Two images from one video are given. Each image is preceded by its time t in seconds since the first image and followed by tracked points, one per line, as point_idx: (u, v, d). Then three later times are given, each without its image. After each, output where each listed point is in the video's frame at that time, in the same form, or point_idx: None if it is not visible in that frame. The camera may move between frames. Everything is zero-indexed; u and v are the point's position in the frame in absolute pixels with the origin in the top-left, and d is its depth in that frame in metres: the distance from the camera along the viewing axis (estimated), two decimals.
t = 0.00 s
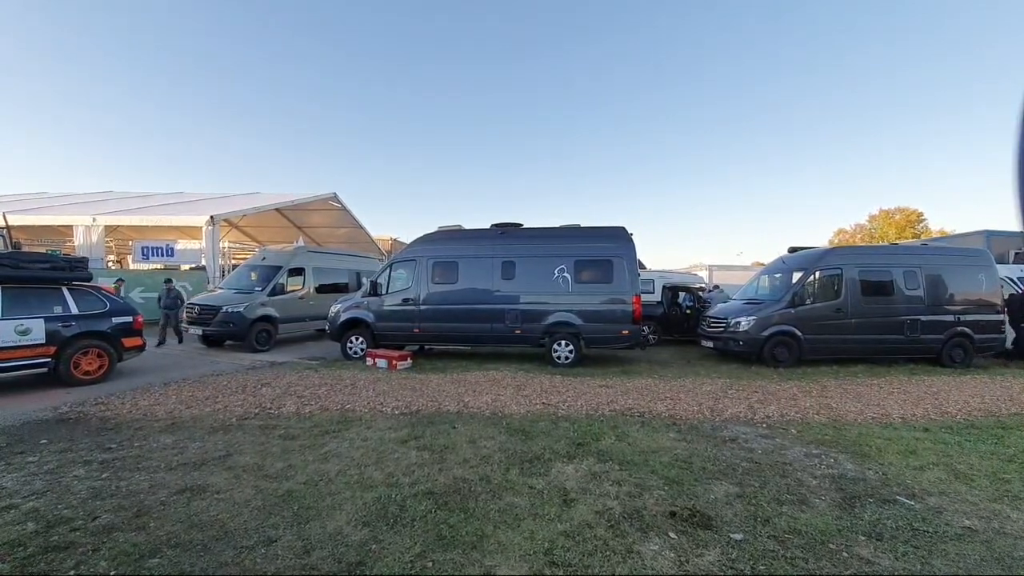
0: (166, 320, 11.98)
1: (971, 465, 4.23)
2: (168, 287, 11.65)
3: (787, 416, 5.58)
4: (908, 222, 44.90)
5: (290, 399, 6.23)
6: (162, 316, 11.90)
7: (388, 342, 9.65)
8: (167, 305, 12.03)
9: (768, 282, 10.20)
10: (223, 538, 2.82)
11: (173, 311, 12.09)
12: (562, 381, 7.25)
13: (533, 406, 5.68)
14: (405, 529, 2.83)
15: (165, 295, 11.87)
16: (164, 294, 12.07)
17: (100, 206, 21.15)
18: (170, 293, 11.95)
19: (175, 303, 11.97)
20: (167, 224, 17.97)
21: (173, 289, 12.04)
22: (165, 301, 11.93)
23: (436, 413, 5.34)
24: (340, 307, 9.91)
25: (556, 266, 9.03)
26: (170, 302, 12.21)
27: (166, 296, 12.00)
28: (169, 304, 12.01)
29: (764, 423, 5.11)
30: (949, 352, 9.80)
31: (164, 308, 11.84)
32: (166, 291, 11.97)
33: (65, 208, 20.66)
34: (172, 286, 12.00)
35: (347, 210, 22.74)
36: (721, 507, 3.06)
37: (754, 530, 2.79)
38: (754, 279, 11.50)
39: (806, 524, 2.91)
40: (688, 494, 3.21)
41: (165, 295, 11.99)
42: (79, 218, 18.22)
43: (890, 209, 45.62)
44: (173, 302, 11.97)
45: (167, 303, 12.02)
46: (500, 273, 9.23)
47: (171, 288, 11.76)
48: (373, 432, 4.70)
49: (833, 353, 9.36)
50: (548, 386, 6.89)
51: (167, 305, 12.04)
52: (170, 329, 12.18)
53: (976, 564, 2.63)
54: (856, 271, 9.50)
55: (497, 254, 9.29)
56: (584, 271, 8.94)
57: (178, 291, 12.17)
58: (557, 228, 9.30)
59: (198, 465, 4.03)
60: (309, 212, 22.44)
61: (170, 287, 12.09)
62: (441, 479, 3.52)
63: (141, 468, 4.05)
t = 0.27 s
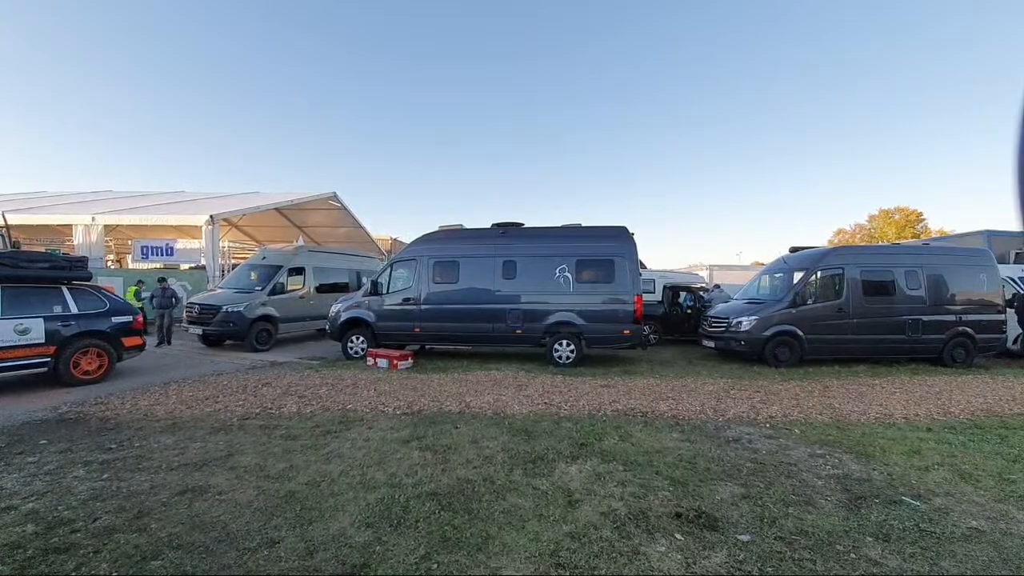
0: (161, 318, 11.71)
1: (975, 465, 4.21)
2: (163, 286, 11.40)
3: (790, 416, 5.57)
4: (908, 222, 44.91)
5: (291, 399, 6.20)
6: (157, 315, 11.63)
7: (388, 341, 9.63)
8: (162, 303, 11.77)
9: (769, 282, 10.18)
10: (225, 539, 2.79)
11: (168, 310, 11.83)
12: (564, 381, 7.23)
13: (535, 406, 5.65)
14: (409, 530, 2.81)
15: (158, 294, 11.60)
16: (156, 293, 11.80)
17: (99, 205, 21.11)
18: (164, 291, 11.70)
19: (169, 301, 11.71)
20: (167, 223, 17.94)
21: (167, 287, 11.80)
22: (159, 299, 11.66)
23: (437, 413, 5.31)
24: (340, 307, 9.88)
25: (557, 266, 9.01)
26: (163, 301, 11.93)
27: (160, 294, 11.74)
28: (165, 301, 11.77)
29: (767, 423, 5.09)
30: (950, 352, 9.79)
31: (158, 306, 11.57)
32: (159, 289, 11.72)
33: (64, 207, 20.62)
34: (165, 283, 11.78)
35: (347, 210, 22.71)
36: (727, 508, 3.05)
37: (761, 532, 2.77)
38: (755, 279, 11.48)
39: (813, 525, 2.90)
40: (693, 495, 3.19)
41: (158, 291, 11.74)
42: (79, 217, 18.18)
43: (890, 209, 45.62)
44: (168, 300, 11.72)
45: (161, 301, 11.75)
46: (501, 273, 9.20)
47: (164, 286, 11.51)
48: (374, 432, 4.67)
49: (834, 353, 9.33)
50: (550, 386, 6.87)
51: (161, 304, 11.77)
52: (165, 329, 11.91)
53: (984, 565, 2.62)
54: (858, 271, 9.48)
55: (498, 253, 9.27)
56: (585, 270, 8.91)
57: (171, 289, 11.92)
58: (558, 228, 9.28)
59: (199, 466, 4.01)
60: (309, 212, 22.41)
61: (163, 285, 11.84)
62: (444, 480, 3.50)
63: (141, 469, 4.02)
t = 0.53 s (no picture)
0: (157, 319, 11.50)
1: (986, 466, 4.15)
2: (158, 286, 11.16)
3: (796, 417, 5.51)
4: (908, 222, 44.85)
5: (291, 399, 6.14)
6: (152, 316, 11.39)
7: (389, 341, 9.57)
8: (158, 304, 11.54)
9: (772, 281, 10.12)
10: (225, 544, 2.73)
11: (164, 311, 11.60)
12: (566, 381, 7.16)
13: (538, 407, 5.59)
14: (413, 534, 2.74)
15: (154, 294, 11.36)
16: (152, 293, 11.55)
17: (98, 204, 21.03)
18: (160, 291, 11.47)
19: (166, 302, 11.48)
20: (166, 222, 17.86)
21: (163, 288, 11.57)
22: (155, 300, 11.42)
23: (439, 414, 5.24)
24: (340, 306, 9.81)
25: (559, 265, 8.94)
26: (159, 301, 11.65)
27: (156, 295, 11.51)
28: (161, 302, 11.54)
29: (773, 424, 5.03)
30: (954, 352, 9.74)
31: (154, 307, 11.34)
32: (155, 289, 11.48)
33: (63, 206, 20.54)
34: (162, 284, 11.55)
35: (347, 209, 22.64)
36: (738, 511, 2.99)
37: (773, 536, 2.71)
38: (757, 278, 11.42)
39: (826, 529, 2.84)
40: (702, 498, 3.13)
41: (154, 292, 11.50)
42: (77, 216, 18.10)
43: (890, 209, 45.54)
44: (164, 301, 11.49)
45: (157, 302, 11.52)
46: (502, 272, 9.13)
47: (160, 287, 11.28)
48: (376, 433, 4.60)
49: (838, 352, 9.27)
50: (552, 386, 6.80)
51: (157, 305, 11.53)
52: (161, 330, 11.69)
53: (1002, 569, 2.56)
54: (861, 270, 9.42)
55: (499, 252, 9.20)
56: (587, 269, 8.85)
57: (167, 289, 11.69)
58: (560, 226, 9.22)
59: (198, 468, 3.94)
60: (309, 211, 22.34)
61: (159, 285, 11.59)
62: (448, 482, 3.43)
63: (139, 471, 3.96)
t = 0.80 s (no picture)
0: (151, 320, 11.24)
1: (1004, 469, 4.03)
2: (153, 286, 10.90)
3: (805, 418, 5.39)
4: (908, 221, 44.70)
5: (289, 400, 6.01)
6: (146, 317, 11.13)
7: (389, 341, 9.44)
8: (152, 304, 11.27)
9: (777, 280, 10.00)
10: (218, 554, 2.60)
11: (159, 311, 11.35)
12: (569, 382, 7.04)
13: (541, 408, 5.47)
14: (416, 544, 2.62)
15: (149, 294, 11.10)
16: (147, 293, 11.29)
17: (95, 203, 20.88)
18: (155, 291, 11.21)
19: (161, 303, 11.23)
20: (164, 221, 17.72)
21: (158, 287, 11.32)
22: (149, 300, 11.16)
23: (441, 415, 5.11)
24: (339, 306, 9.68)
25: (561, 263, 8.81)
26: (153, 301, 11.39)
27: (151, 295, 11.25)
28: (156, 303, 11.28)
29: (783, 426, 4.91)
30: (960, 352, 9.62)
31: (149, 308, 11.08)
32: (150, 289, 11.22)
33: (60, 204, 20.37)
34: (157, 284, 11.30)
35: (346, 208, 22.50)
36: (754, 518, 2.87)
37: (793, 545, 2.59)
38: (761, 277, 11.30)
39: (847, 537, 2.72)
40: (716, 504, 3.01)
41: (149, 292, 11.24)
42: (74, 214, 17.94)
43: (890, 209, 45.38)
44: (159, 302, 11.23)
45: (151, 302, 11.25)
46: (504, 270, 9.01)
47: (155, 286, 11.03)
48: (376, 436, 4.47)
49: (843, 352, 9.15)
50: (555, 386, 6.68)
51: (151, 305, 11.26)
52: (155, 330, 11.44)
53: None
54: (867, 269, 9.31)
55: (501, 250, 9.07)
56: (590, 268, 8.72)
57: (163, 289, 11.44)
58: (562, 225, 9.09)
59: (192, 472, 3.81)
60: (308, 210, 22.20)
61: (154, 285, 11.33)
62: (451, 487, 3.30)
63: (132, 475, 3.82)
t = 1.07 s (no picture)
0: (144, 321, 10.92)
1: None
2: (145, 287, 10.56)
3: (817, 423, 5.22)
4: (908, 220, 44.60)
5: (285, 403, 5.82)
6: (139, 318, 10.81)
7: (388, 341, 9.25)
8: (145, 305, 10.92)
9: (783, 279, 9.83)
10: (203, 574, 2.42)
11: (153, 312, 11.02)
12: (573, 383, 6.86)
13: (545, 411, 5.28)
14: (416, 563, 2.44)
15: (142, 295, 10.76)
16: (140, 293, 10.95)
17: (92, 202, 20.67)
18: (148, 292, 10.85)
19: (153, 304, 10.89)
20: (160, 219, 17.52)
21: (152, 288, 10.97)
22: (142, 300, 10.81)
23: (442, 420, 4.93)
24: (337, 305, 9.49)
25: (564, 262, 8.63)
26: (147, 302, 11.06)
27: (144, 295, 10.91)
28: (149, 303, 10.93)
29: (798, 431, 4.73)
30: (970, 352, 9.45)
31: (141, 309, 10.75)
32: (143, 289, 10.86)
33: (56, 203, 20.16)
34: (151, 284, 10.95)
35: (345, 207, 22.30)
36: (777, 533, 2.69)
37: (821, 564, 2.42)
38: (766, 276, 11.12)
39: (877, 554, 2.55)
40: (735, 517, 2.84)
41: (142, 292, 10.89)
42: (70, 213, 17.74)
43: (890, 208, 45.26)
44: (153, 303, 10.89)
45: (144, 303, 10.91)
46: (505, 269, 8.82)
47: (149, 287, 10.69)
48: (374, 442, 4.29)
49: (851, 353, 8.98)
50: (559, 388, 6.50)
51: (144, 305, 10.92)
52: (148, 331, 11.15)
53: None
54: (876, 268, 9.14)
55: (503, 249, 8.89)
56: (594, 267, 8.54)
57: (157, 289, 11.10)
58: (565, 223, 8.90)
59: (180, 482, 3.63)
60: (307, 209, 21.99)
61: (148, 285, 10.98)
62: (453, 499, 3.12)
63: (117, 485, 3.64)
